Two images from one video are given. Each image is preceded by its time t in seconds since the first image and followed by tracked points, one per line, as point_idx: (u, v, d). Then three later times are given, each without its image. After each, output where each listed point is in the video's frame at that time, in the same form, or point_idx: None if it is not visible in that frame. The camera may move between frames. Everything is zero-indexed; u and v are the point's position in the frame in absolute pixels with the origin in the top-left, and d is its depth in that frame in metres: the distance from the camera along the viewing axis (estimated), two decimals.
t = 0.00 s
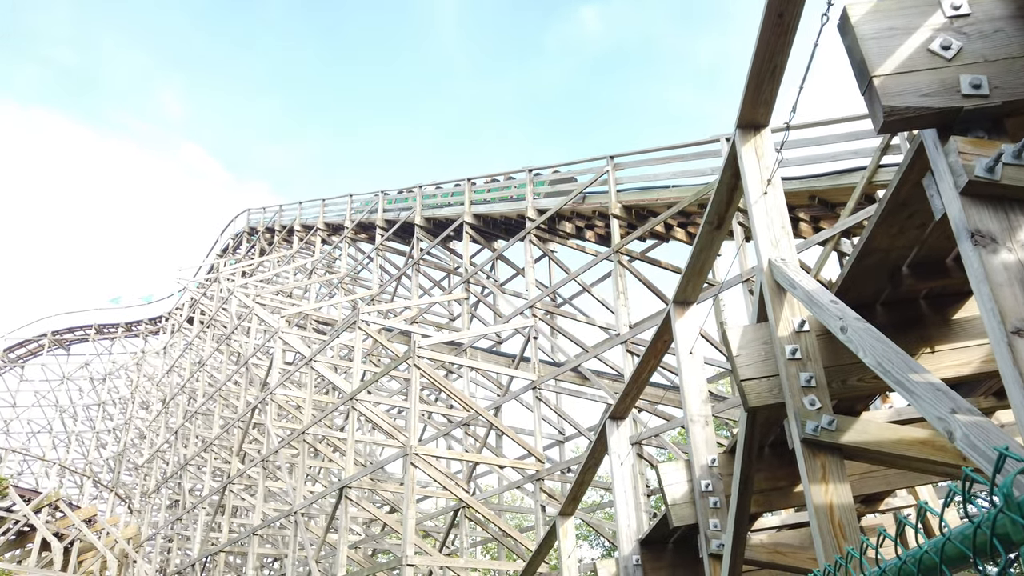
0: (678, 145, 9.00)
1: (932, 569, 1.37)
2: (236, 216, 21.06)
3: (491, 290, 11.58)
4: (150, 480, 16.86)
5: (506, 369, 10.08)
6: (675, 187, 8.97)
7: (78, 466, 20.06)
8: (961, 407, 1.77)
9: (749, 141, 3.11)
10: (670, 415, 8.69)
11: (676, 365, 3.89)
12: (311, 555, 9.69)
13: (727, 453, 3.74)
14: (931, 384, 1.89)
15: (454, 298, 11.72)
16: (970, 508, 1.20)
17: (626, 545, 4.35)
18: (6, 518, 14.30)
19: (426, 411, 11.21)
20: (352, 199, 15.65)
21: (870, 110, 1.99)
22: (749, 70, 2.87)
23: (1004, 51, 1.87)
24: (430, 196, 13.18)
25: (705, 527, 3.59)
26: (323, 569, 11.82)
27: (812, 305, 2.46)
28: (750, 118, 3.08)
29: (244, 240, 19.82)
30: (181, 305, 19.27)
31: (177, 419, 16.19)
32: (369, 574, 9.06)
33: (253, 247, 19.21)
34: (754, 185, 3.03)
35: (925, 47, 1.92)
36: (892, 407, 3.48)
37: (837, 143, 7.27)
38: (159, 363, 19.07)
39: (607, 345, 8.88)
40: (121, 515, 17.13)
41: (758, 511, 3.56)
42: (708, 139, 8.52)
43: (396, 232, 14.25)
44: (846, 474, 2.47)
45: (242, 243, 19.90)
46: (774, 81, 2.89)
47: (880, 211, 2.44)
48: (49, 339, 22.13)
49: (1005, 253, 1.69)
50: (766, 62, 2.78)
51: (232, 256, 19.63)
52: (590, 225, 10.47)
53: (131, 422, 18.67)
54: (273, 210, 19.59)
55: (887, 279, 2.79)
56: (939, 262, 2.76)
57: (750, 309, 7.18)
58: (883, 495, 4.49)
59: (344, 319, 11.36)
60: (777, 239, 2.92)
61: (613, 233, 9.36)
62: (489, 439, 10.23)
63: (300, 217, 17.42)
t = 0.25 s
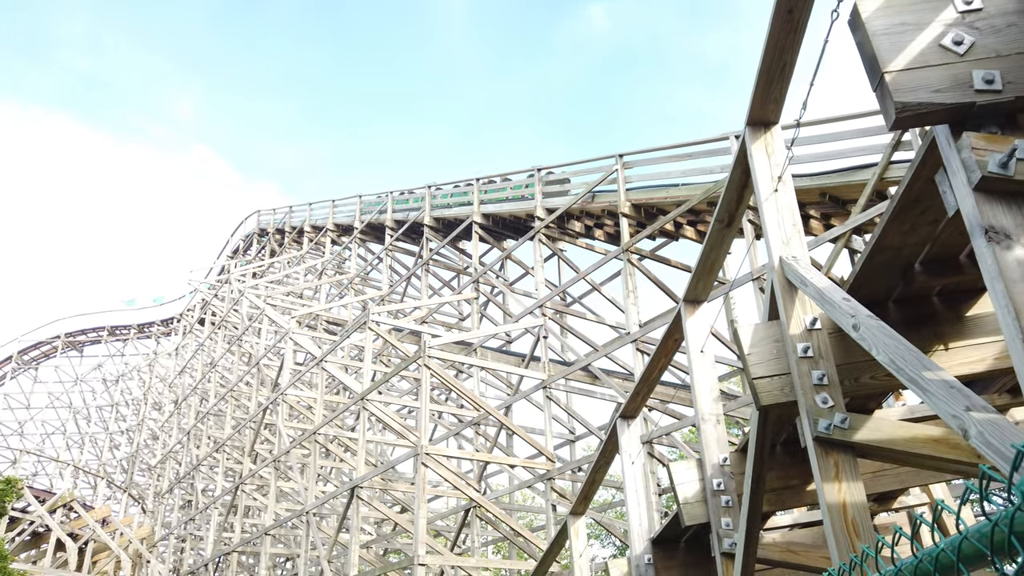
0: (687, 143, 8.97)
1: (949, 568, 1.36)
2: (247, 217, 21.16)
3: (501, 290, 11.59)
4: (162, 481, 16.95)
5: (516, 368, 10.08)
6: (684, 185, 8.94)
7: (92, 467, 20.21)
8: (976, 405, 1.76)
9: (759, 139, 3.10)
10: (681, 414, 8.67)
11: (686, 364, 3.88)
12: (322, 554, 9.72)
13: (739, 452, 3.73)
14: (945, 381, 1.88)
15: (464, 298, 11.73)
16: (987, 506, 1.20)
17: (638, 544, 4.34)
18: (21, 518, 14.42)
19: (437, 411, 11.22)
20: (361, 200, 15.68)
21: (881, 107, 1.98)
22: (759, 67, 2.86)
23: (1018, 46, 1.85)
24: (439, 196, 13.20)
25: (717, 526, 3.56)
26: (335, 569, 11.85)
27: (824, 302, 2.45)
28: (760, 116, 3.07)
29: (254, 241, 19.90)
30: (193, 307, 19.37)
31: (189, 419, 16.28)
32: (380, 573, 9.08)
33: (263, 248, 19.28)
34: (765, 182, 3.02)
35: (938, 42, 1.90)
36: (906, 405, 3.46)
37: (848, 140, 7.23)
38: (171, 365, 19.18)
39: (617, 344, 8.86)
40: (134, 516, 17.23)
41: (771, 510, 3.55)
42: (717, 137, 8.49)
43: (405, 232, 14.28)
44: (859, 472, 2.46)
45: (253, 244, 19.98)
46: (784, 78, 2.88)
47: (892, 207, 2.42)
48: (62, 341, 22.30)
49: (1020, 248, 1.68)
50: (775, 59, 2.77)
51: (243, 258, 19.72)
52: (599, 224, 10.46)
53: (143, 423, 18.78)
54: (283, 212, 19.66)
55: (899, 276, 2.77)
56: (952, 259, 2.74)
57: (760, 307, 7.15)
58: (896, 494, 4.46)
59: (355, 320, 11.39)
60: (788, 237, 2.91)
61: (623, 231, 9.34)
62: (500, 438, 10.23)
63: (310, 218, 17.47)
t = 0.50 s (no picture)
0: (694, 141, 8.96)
1: (955, 568, 1.36)
2: (254, 219, 21.23)
3: (507, 290, 11.59)
4: (172, 481, 17.02)
5: (523, 368, 10.09)
6: (691, 184, 8.93)
7: (101, 468, 20.31)
8: (984, 405, 1.76)
9: (765, 137, 3.10)
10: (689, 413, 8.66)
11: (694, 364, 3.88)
12: (331, 555, 9.74)
13: (747, 451, 3.73)
14: (953, 381, 1.88)
15: (471, 298, 11.74)
16: (993, 507, 1.20)
17: (646, 544, 4.34)
18: (32, 519, 14.51)
19: (444, 411, 11.24)
20: (368, 201, 15.71)
21: (888, 105, 1.97)
22: (765, 66, 2.86)
23: None
24: (446, 197, 13.21)
25: (725, 526, 3.56)
26: (344, 569, 11.88)
27: (832, 302, 2.44)
28: (766, 115, 3.06)
29: (262, 243, 19.96)
30: (201, 308, 19.45)
31: (198, 420, 16.34)
32: (388, 573, 9.10)
33: (271, 249, 19.34)
34: (771, 181, 3.02)
35: (944, 40, 1.90)
36: (914, 404, 3.45)
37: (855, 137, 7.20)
38: (180, 366, 19.26)
39: (624, 344, 8.86)
40: (144, 516, 17.31)
41: (779, 509, 3.55)
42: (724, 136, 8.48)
43: (412, 233, 14.30)
44: (867, 472, 2.45)
45: (260, 246, 20.05)
46: (790, 76, 2.88)
47: (900, 206, 2.42)
48: (71, 342, 22.42)
49: None
50: (781, 58, 2.76)
51: (251, 259, 19.78)
52: (605, 223, 10.45)
53: (153, 424, 18.87)
54: (290, 213, 19.71)
55: (906, 275, 2.76)
56: (959, 257, 2.73)
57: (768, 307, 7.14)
58: (905, 493, 4.45)
59: (362, 320, 11.41)
60: (795, 236, 2.90)
61: (629, 231, 9.33)
62: (507, 438, 10.23)
63: (317, 219, 17.51)
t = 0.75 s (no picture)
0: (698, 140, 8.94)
1: (963, 569, 1.36)
2: (260, 220, 21.28)
3: (513, 290, 11.59)
4: (179, 483, 17.07)
5: (528, 369, 10.09)
6: (696, 184, 8.91)
7: (109, 470, 20.39)
8: (992, 403, 1.75)
9: (771, 136, 3.09)
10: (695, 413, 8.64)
11: (700, 363, 3.88)
12: (338, 555, 9.75)
13: (753, 451, 3.72)
14: (961, 380, 1.87)
15: (477, 299, 11.74)
16: (1002, 508, 1.19)
17: (653, 544, 4.33)
18: (41, 521, 14.57)
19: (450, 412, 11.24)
20: (373, 202, 15.74)
21: (894, 104, 1.97)
22: (770, 65, 2.85)
23: None
24: (451, 197, 13.23)
25: (732, 525, 3.56)
26: (351, 570, 11.90)
27: (838, 301, 2.44)
28: (772, 114, 3.06)
29: (268, 244, 20.01)
30: (207, 310, 19.50)
31: (205, 422, 16.39)
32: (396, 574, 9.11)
33: (277, 251, 19.38)
34: (777, 180, 3.01)
35: (951, 39, 1.89)
36: (921, 403, 3.44)
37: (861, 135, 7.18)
38: (186, 368, 19.32)
39: (630, 344, 8.85)
40: (152, 518, 17.37)
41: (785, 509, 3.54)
42: (729, 135, 8.46)
43: (417, 234, 14.31)
44: (875, 471, 2.45)
45: (266, 247, 20.09)
46: (795, 75, 2.87)
47: (906, 204, 2.41)
48: (79, 345, 22.50)
49: None
50: (786, 56, 2.76)
51: (257, 260, 19.83)
52: (610, 223, 10.45)
53: (160, 426, 18.93)
54: (295, 214, 19.76)
55: (913, 274, 2.76)
56: (967, 256, 2.72)
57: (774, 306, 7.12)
58: (913, 492, 4.43)
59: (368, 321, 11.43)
60: (802, 236, 2.90)
61: (634, 230, 9.32)
62: (513, 439, 10.23)
63: (323, 221, 17.54)
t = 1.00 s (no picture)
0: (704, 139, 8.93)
1: (974, 567, 1.36)
2: (266, 221, 21.33)
3: (518, 290, 11.59)
4: (186, 483, 17.12)
5: (534, 368, 10.09)
6: (701, 182, 8.90)
7: (117, 470, 20.48)
8: (1000, 401, 1.75)
9: (776, 135, 3.09)
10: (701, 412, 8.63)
11: (706, 362, 3.87)
12: (345, 555, 9.76)
13: (760, 450, 3.72)
14: (969, 377, 1.87)
15: (482, 298, 11.75)
16: (1013, 506, 1.19)
17: (660, 543, 4.33)
18: (49, 521, 14.64)
19: (456, 412, 11.25)
20: (378, 202, 15.76)
21: (900, 102, 1.97)
22: (775, 64, 2.85)
23: None
24: (455, 197, 13.24)
25: (739, 524, 3.55)
26: (358, 570, 11.92)
27: (845, 299, 2.43)
28: (777, 113, 3.06)
29: (273, 245, 20.05)
30: (213, 311, 19.56)
31: (211, 422, 16.43)
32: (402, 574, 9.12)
33: (282, 251, 19.43)
34: (783, 179, 3.01)
35: (957, 36, 1.89)
36: (929, 401, 3.43)
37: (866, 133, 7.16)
38: (193, 368, 19.37)
39: (636, 343, 8.84)
40: (159, 518, 17.42)
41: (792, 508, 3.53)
42: (734, 133, 8.44)
43: (422, 234, 14.32)
44: (882, 470, 2.44)
45: (272, 248, 20.14)
46: (801, 74, 2.87)
47: (913, 202, 2.41)
48: (86, 346, 22.60)
49: None
50: (791, 55, 2.76)
51: (262, 261, 19.88)
52: (615, 222, 10.44)
53: (167, 426, 18.99)
54: (301, 215, 19.79)
55: (920, 271, 2.75)
56: (974, 253, 2.71)
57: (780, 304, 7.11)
58: (920, 491, 4.42)
59: (374, 321, 11.45)
60: (808, 234, 2.89)
61: (640, 230, 9.32)
62: (519, 438, 10.24)
63: (328, 222, 17.57)
